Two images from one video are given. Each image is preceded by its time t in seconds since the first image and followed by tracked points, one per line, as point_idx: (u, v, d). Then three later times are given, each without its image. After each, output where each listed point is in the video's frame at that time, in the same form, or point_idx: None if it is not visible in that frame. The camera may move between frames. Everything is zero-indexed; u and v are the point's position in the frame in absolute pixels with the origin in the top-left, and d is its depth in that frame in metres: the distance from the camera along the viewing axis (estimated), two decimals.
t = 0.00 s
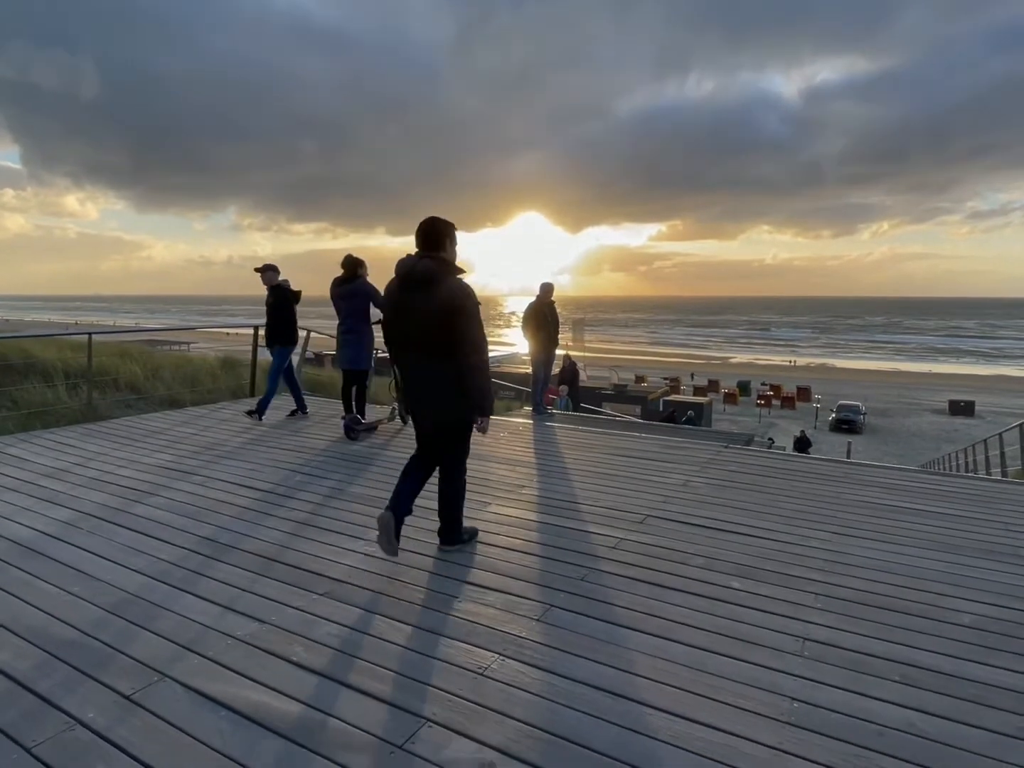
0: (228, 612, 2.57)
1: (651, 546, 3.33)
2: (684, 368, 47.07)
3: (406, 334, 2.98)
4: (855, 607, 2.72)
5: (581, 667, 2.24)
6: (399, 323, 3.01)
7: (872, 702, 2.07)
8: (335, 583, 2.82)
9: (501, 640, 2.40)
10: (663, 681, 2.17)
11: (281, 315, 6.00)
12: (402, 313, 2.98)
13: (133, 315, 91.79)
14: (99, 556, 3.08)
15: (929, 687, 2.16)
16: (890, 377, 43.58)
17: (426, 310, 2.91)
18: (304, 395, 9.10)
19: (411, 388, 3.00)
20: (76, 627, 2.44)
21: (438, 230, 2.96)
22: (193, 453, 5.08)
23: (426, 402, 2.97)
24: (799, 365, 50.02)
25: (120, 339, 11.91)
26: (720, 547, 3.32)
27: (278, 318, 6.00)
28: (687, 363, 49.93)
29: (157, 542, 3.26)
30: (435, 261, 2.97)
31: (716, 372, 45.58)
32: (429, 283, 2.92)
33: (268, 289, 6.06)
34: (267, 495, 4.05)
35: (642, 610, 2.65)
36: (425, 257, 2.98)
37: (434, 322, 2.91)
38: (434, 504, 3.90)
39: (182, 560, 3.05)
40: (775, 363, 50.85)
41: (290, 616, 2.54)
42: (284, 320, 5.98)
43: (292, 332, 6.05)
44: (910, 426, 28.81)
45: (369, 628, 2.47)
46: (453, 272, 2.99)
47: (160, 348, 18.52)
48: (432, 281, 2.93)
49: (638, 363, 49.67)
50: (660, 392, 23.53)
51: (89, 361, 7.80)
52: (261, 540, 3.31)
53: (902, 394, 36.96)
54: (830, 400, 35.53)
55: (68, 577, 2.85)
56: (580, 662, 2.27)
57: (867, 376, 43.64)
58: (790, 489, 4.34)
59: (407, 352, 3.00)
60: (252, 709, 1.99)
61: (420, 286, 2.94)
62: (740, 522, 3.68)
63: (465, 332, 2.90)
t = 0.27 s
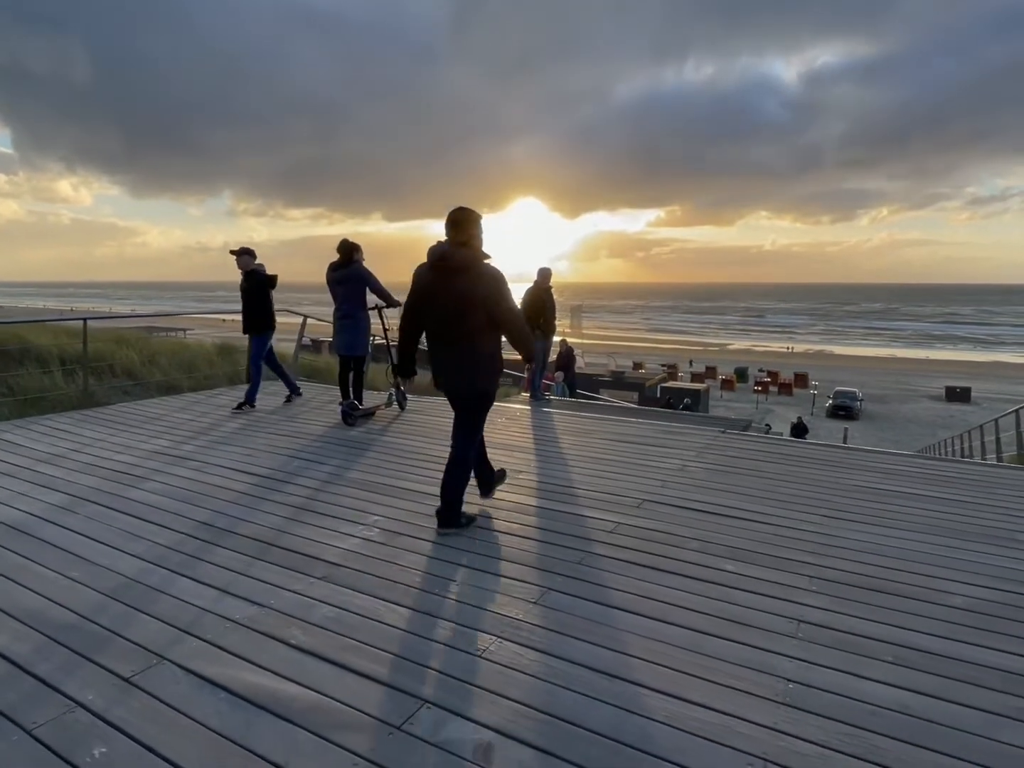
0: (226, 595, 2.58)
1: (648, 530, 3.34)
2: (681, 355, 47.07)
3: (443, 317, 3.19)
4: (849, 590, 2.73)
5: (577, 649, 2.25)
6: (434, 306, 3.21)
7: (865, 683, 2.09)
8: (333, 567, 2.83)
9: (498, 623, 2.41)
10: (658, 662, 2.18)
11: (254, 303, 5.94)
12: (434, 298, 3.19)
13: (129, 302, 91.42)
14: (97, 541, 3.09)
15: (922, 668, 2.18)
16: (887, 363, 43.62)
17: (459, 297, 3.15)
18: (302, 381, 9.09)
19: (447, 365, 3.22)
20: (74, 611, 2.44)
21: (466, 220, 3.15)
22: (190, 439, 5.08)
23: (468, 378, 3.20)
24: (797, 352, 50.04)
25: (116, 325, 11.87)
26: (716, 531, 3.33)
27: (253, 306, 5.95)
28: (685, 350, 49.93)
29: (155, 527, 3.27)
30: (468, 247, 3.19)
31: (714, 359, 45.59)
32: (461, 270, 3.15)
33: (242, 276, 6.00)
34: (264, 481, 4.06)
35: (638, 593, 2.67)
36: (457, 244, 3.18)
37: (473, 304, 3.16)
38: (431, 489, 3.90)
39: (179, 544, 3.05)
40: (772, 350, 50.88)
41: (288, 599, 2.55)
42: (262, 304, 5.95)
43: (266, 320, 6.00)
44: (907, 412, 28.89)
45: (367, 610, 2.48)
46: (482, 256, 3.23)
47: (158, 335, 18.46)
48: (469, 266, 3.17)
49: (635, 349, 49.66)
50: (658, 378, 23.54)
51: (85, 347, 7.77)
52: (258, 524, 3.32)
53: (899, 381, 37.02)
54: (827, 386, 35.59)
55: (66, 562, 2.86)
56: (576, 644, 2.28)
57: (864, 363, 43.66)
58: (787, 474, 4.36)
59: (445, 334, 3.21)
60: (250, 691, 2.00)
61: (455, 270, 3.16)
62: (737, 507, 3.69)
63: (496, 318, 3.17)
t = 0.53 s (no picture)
0: (223, 583, 2.58)
1: (645, 518, 3.34)
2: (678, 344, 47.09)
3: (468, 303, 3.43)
4: (845, 576, 2.75)
5: (575, 635, 2.26)
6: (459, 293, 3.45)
7: (860, 668, 2.10)
8: (330, 555, 2.83)
9: (496, 610, 2.42)
10: (655, 648, 2.19)
11: (231, 288, 5.91)
12: (458, 287, 3.44)
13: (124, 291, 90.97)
14: (93, 529, 3.08)
15: (917, 653, 2.19)
16: (883, 352, 43.71)
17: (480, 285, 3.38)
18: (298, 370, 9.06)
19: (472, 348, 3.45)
20: (69, 599, 2.44)
21: (482, 213, 3.33)
22: (185, 428, 5.06)
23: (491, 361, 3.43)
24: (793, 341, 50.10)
25: (111, 313, 11.81)
26: (713, 518, 3.34)
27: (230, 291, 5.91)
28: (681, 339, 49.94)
29: (151, 515, 3.26)
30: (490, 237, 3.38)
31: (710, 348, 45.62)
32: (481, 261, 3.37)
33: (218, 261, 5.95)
34: (261, 469, 4.05)
35: (635, 580, 2.67)
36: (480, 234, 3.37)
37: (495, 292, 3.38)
38: (428, 478, 3.90)
39: (176, 533, 3.05)
40: (768, 339, 50.92)
41: (285, 587, 2.54)
42: (240, 290, 5.92)
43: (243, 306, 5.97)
44: (902, 401, 28.99)
45: (365, 598, 2.48)
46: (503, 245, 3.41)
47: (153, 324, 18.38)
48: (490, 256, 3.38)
49: (632, 338, 49.66)
50: (654, 367, 23.55)
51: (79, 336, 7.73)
52: (255, 513, 3.31)
53: (894, 370, 37.12)
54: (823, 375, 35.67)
55: (62, 550, 2.85)
56: (574, 630, 2.29)
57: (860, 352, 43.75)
58: (784, 462, 4.36)
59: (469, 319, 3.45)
60: (247, 678, 2.00)
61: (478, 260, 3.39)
62: (733, 494, 3.70)
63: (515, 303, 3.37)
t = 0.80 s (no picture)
0: (217, 579, 2.59)
1: (637, 514, 3.37)
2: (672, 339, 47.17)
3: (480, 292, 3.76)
4: (834, 571, 2.78)
5: (566, 630, 2.28)
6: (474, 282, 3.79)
7: (847, 661, 2.13)
8: (324, 551, 2.85)
9: (488, 605, 2.44)
10: (645, 642, 2.21)
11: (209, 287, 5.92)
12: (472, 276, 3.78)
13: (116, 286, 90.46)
14: (86, 526, 3.08)
15: (903, 646, 2.22)
16: (876, 347, 43.90)
17: (491, 277, 3.71)
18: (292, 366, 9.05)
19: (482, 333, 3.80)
20: (62, 596, 2.45)
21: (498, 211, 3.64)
22: (179, 424, 5.06)
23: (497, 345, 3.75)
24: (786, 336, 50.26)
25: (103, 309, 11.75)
26: (705, 514, 3.37)
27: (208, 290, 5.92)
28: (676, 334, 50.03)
29: (144, 512, 3.27)
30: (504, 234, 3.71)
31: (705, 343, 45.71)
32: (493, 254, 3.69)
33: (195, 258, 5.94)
34: (254, 466, 4.05)
35: (627, 575, 2.70)
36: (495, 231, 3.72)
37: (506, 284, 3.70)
38: (422, 474, 3.91)
39: (169, 529, 3.06)
40: (762, 334, 51.07)
41: (278, 583, 2.56)
42: (218, 287, 5.91)
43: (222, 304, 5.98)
44: (895, 396, 29.14)
45: (358, 593, 2.50)
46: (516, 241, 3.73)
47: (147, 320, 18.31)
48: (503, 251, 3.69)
49: (626, 333, 49.71)
50: (649, 362, 23.58)
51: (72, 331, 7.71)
52: (248, 509, 3.32)
53: (887, 365, 37.29)
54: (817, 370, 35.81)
55: (55, 547, 2.85)
56: (565, 625, 2.31)
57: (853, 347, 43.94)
58: (775, 458, 4.40)
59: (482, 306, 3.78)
60: (240, 673, 2.01)
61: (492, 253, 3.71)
62: (725, 490, 3.73)
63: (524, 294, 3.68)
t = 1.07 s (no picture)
0: (210, 588, 2.60)
1: (627, 520, 3.40)
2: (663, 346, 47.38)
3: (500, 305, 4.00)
4: (820, 575, 2.82)
5: (557, 635, 2.31)
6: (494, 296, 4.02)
7: (832, 664, 2.17)
8: (316, 559, 2.86)
9: (480, 611, 2.46)
10: (634, 647, 2.25)
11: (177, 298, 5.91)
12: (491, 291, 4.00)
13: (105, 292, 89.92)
14: (77, 535, 3.08)
15: (887, 649, 2.27)
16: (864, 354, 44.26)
17: (511, 291, 3.93)
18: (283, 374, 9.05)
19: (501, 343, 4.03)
20: (53, 606, 2.44)
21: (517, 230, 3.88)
22: (169, 433, 5.06)
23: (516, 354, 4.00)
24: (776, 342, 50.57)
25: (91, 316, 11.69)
26: (694, 520, 3.41)
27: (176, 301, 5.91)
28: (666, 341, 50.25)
29: (135, 521, 3.27)
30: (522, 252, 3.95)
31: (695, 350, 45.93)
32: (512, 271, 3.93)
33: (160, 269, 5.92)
34: (246, 474, 4.06)
35: (616, 581, 2.73)
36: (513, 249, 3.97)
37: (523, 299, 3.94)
38: (413, 481, 3.93)
39: (161, 538, 3.06)
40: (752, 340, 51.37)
41: (271, 591, 2.57)
42: (186, 297, 5.91)
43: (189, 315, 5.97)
44: (883, 402, 29.38)
45: (350, 601, 2.51)
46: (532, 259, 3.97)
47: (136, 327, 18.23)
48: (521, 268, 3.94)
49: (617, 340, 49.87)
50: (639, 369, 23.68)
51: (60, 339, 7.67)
52: (240, 518, 3.33)
53: (875, 371, 37.60)
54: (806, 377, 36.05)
55: (46, 557, 2.85)
56: (556, 631, 2.34)
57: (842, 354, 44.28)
58: (763, 464, 4.45)
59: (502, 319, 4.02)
60: (233, 681, 2.02)
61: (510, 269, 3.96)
62: (713, 496, 3.77)
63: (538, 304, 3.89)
